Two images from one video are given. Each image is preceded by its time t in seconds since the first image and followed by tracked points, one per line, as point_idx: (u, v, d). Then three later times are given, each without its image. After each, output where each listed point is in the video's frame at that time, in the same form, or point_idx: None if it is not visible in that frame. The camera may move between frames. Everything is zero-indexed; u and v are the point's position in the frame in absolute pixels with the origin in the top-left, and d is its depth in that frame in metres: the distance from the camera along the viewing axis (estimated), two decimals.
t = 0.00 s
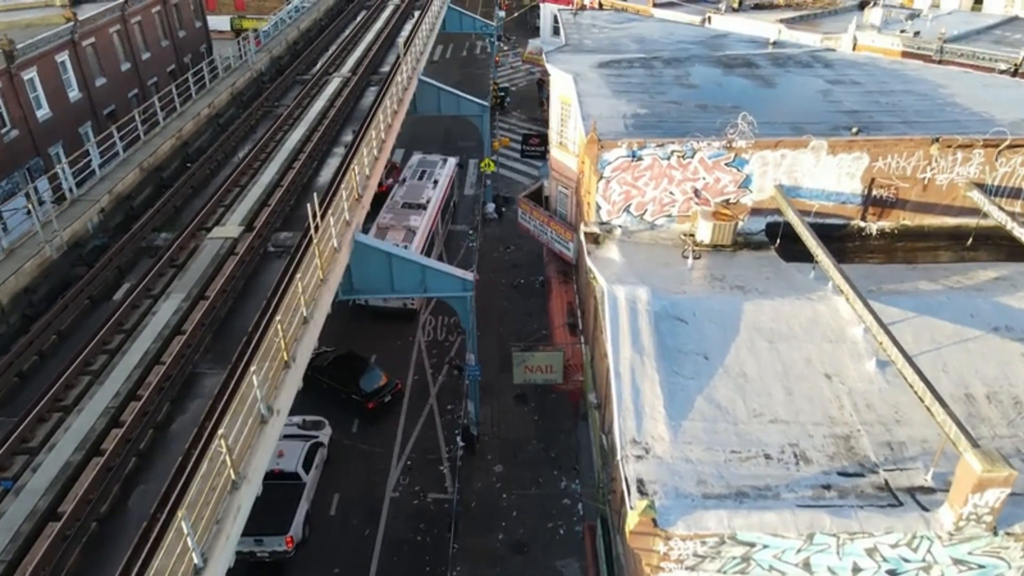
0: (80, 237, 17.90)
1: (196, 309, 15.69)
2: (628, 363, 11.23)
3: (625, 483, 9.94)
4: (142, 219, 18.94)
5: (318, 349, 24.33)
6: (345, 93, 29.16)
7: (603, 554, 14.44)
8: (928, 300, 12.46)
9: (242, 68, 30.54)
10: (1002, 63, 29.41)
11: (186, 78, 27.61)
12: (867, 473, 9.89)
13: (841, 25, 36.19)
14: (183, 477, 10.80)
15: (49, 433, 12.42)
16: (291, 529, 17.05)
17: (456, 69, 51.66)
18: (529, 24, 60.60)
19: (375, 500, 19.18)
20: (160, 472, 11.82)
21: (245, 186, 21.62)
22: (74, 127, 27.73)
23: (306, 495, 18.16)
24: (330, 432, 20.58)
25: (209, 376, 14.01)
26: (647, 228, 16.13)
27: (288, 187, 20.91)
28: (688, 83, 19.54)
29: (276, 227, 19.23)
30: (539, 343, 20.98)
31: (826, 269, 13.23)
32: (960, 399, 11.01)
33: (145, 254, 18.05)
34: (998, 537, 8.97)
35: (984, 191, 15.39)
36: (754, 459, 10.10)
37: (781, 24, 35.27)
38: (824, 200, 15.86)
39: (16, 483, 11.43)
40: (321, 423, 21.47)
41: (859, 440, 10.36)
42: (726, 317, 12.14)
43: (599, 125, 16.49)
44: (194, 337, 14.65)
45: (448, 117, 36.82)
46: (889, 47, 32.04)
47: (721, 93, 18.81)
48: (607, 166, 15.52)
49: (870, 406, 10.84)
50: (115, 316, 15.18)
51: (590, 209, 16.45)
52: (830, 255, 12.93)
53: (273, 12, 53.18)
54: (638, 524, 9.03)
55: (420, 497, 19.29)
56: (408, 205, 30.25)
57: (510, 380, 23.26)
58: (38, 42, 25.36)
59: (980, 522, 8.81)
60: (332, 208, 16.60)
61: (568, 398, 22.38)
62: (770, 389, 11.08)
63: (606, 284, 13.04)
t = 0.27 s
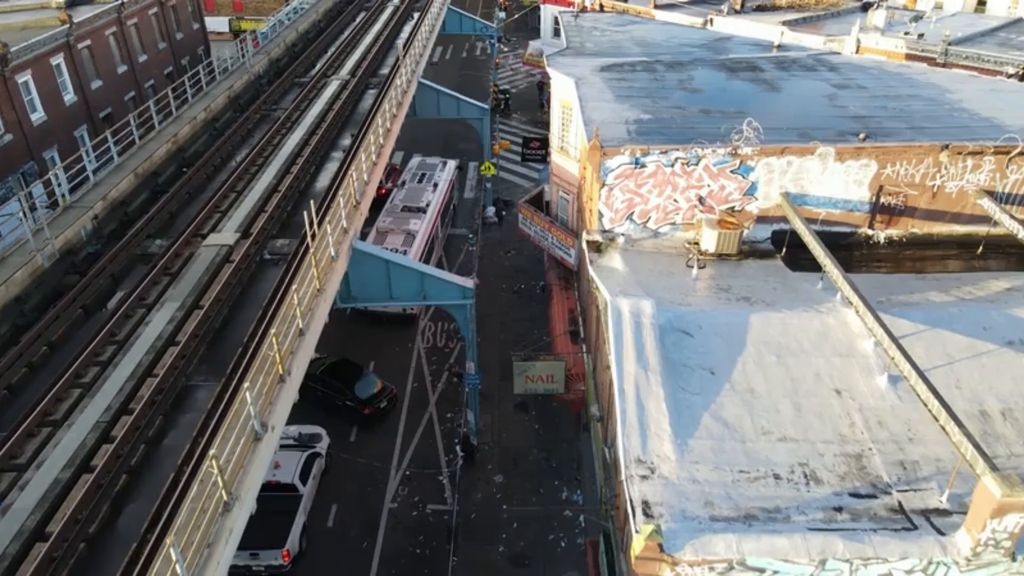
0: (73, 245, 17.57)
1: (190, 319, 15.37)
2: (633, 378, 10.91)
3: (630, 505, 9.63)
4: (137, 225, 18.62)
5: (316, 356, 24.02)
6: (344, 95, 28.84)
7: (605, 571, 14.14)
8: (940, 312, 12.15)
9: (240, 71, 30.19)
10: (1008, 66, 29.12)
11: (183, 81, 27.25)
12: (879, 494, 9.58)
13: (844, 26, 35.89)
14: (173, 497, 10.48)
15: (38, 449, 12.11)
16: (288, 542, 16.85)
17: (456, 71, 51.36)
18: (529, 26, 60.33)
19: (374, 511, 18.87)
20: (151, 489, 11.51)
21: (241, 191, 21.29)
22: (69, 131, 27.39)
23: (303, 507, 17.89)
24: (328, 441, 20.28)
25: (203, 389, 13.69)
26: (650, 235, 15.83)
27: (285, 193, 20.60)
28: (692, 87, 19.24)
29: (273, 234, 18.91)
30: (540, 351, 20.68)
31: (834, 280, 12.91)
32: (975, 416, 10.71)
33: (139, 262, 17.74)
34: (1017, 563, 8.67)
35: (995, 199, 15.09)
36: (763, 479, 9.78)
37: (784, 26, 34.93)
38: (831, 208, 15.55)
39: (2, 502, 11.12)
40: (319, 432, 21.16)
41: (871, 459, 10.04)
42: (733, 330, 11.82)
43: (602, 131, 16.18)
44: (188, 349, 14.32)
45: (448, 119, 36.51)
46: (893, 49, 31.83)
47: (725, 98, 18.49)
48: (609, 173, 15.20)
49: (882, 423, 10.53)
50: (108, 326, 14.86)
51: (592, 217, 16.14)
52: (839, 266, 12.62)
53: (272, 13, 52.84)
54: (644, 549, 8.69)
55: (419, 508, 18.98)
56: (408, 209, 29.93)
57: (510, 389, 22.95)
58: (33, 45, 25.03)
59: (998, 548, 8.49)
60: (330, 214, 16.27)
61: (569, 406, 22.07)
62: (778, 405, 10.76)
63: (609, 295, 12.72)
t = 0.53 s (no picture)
0: (65, 253, 17.26)
1: (183, 329, 15.05)
2: (637, 394, 10.58)
3: (634, 527, 9.30)
4: (131, 232, 18.30)
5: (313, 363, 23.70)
6: (342, 98, 28.52)
7: None
8: (952, 325, 11.84)
9: (237, 73, 29.84)
10: (1014, 68, 28.81)
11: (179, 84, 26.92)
12: (893, 517, 9.27)
13: (847, 29, 35.60)
14: (163, 518, 10.16)
15: (26, 466, 11.81)
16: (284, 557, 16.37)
17: (456, 72, 51.05)
18: (530, 27, 60.03)
19: (372, 523, 18.56)
20: (142, 508, 11.20)
21: (238, 197, 20.97)
22: (65, 134, 27.07)
23: (300, 520, 17.63)
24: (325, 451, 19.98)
25: (196, 402, 13.37)
26: (654, 244, 15.52)
27: (282, 199, 20.27)
28: (696, 91, 18.92)
29: (270, 241, 18.59)
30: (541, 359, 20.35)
31: (843, 291, 12.58)
32: (990, 434, 10.40)
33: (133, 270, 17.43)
34: None
35: (1006, 207, 14.78)
36: (773, 501, 9.46)
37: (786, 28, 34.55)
38: (839, 215, 15.24)
39: None
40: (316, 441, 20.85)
41: (884, 480, 9.73)
42: (740, 344, 11.50)
43: (604, 137, 15.86)
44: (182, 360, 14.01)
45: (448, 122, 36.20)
46: (897, 51, 31.46)
47: (730, 102, 18.18)
48: (612, 181, 14.88)
49: (894, 441, 10.21)
50: (99, 337, 14.54)
51: (594, 225, 15.82)
52: (848, 277, 12.29)
53: (270, 14, 52.52)
54: None
55: (419, 520, 18.66)
56: (407, 213, 29.61)
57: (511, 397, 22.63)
58: (27, 48, 24.70)
59: None
60: (327, 222, 15.95)
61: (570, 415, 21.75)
62: (787, 422, 10.44)
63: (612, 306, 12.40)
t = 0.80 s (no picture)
0: (57, 261, 16.95)
1: (177, 340, 14.72)
2: (642, 412, 10.26)
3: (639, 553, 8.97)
4: (124, 239, 17.98)
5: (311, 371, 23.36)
6: (340, 102, 28.19)
7: None
8: (965, 339, 11.52)
9: (234, 76, 29.48)
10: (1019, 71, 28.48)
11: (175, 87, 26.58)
12: (909, 542, 8.93)
13: (851, 30, 35.29)
14: (152, 541, 9.85)
15: (13, 484, 11.49)
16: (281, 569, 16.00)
17: (456, 74, 50.75)
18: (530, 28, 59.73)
19: (370, 535, 18.23)
20: (132, 528, 10.89)
21: (234, 203, 20.64)
22: (59, 137, 26.74)
23: (296, 533, 17.36)
24: (323, 461, 19.67)
25: (189, 416, 13.05)
26: (658, 253, 15.20)
27: (279, 205, 19.95)
28: (700, 96, 18.59)
29: (266, 248, 18.26)
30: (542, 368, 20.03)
31: (853, 303, 12.25)
32: (1006, 453, 10.08)
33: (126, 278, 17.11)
34: None
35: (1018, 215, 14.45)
36: (783, 525, 9.13)
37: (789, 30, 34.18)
38: (847, 224, 14.91)
39: None
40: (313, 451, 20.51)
41: (898, 502, 9.39)
42: (747, 359, 11.17)
43: (606, 143, 15.54)
44: (175, 372, 13.68)
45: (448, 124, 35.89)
46: (901, 53, 30.99)
47: (734, 107, 17.85)
48: (615, 189, 14.54)
49: (908, 461, 9.88)
50: (90, 348, 14.22)
51: (596, 233, 15.49)
52: (858, 289, 11.97)
53: (269, 15, 52.21)
54: None
55: (417, 532, 18.33)
56: (407, 216, 29.27)
57: (511, 405, 22.31)
58: (21, 51, 24.36)
59: None
60: (323, 230, 15.61)
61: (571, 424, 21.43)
62: (797, 442, 10.11)
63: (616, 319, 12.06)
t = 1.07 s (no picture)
0: (48, 270, 16.61)
1: (170, 352, 14.39)
2: (648, 433, 9.93)
3: None
4: (118, 247, 17.65)
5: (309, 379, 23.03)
6: (339, 105, 27.87)
7: None
8: (980, 355, 11.19)
9: (231, 79, 29.11)
10: None
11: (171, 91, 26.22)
12: (925, 570, 8.60)
13: (854, 32, 34.98)
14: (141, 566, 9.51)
15: None
16: None
17: (456, 75, 50.45)
18: (530, 30, 59.45)
19: (368, 548, 17.91)
20: (120, 550, 10.55)
21: (230, 209, 20.30)
22: (54, 141, 26.40)
23: (293, 547, 17.06)
24: (320, 472, 19.36)
25: (182, 431, 12.72)
26: (662, 262, 14.89)
27: (276, 212, 19.62)
28: (704, 101, 18.26)
29: (262, 256, 17.93)
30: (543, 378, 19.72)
31: (863, 316, 11.93)
32: None
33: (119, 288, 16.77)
34: None
35: None
36: (795, 551, 8.79)
37: (793, 32, 34.09)
38: (855, 233, 14.56)
39: None
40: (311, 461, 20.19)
41: (914, 526, 9.06)
42: (756, 376, 10.85)
43: (609, 150, 15.21)
44: (167, 386, 13.34)
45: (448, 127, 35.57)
46: (906, 56, 30.96)
47: (739, 113, 17.52)
48: (618, 197, 14.22)
49: (923, 483, 9.54)
50: (81, 361, 13.88)
51: (599, 242, 15.18)
52: (869, 303, 11.65)
53: (267, 17, 51.90)
54: None
55: (416, 545, 17.99)
56: (406, 220, 28.92)
57: (512, 414, 21.98)
58: (14, 54, 24.02)
59: None
60: (320, 239, 15.27)
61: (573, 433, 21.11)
62: (808, 463, 9.78)
63: (620, 333, 11.73)
